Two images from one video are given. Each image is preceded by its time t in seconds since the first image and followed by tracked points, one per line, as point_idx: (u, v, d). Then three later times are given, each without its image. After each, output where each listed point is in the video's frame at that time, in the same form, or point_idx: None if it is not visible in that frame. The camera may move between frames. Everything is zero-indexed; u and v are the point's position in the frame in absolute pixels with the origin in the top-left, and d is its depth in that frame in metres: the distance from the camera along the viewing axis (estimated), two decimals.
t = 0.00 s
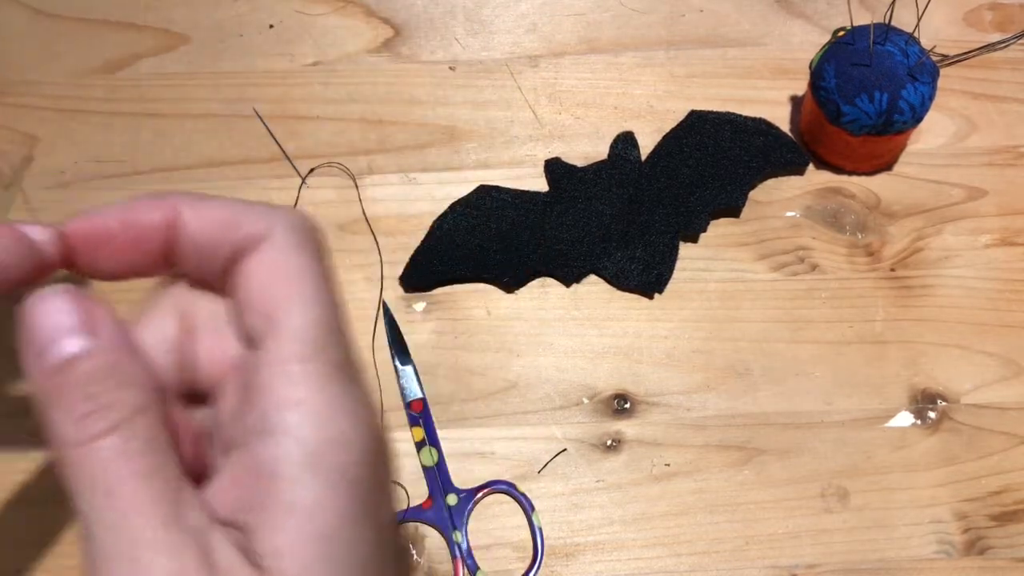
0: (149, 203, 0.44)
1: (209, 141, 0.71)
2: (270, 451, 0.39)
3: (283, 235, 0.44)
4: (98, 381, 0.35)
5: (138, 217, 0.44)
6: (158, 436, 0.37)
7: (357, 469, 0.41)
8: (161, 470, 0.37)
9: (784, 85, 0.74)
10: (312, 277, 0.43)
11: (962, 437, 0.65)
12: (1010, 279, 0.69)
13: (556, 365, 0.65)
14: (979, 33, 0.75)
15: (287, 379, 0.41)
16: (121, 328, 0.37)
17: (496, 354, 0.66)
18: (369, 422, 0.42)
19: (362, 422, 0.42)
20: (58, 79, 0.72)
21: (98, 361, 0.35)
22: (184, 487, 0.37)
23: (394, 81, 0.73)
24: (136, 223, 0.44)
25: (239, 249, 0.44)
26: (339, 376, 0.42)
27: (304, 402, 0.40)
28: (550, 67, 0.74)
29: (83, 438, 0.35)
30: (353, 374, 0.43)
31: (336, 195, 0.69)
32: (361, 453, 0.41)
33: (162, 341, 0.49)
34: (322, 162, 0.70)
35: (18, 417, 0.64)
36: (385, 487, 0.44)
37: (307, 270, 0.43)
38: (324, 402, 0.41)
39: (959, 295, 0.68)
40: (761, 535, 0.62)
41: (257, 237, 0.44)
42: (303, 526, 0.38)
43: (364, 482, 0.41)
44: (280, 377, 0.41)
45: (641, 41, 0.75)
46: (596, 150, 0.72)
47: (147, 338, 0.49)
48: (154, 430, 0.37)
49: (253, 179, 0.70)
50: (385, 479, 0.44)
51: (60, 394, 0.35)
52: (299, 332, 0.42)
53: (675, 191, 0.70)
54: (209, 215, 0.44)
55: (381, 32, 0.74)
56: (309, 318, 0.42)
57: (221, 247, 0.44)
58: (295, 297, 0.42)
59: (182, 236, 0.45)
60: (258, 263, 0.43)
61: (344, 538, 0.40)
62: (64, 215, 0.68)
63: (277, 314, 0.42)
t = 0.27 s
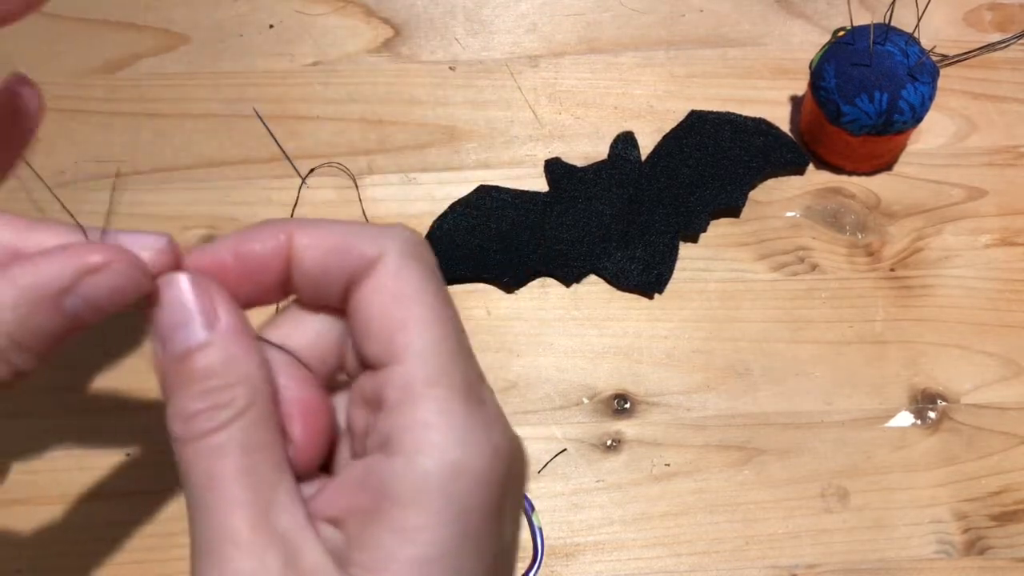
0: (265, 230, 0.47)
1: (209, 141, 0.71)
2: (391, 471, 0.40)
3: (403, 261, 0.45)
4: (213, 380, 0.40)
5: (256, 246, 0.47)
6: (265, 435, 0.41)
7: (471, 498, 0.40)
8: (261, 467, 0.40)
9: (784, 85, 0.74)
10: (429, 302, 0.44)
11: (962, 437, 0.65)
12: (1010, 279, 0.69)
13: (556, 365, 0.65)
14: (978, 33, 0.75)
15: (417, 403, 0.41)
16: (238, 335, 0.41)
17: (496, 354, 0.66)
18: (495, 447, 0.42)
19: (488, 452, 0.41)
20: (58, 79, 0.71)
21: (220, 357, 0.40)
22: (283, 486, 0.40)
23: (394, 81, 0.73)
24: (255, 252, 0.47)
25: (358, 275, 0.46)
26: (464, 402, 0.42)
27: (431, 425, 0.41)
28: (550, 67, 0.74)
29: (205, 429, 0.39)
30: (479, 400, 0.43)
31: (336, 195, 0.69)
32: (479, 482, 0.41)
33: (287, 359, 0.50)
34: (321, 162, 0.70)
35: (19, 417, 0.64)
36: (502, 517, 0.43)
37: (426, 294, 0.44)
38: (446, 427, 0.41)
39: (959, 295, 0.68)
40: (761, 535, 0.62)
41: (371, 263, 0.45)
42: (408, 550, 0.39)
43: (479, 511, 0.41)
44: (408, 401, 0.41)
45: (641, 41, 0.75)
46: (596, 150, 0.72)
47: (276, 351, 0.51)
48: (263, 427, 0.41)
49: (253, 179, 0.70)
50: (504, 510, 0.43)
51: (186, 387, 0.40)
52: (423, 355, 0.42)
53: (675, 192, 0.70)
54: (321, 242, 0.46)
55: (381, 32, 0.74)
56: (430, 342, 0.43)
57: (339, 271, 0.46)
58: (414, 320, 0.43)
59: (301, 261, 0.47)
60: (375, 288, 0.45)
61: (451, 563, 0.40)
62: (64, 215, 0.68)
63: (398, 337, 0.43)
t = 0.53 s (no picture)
0: (284, 242, 0.46)
1: (209, 141, 0.70)
2: (376, 499, 0.40)
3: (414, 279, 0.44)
4: (230, 397, 0.42)
5: (275, 258, 0.46)
6: (275, 451, 0.42)
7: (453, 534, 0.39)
8: (268, 484, 0.42)
9: (784, 85, 0.74)
10: (434, 324, 0.43)
11: (962, 437, 0.65)
12: (1009, 279, 0.69)
13: (556, 365, 0.65)
14: (978, 33, 0.75)
15: (408, 430, 0.40)
16: (261, 351, 0.43)
17: (496, 354, 0.65)
18: (482, 481, 0.40)
19: (474, 488, 0.40)
20: (57, 79, 0.71)
21: (242, 374, 0.42)
22: (286, 504, 0.42)
23: (394, 80, 0.73)
24: (274, 265, 0.46)
25: (372, 291, 0.45)
26: (456, 434, 0.41)
27: (422, 455, 0.40)
28: (551, 67, 0.74)
29: (221, 444, 0.42)
30: (472, 430, 0.42)
31: (336, 195, 0.69)
32: (461, 518, 0.40)
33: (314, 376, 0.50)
34: (321, 162, 0.70)
35: (19, 417, 0.64)
36: (492, 551, 0.42)
37: (433, 316, 0.43)
38: (437, 458, 0.40)
39: (959, 295, 0.68)
40: (761, 535, 0.62)
41: (382, 281, 0.44)
42: None
43: (464, 546, 0.40)
44: (399, 427, 0.41)
45: (641, 41, 0.75)
46: (596, 150, 0.72)
47: (302, 364, 0.51)
48: (274, 442, 0.42)
49: (253, 179, 0.70)
50: (494, 543, 0.42)
51: (208, 401, 0.42)
52: (422, 380, 0.41)
53: (675, 192, 0.70)
54: (337, 256, 0.46)
55: (381, 32, 0.74)
56: (432, 366, 0.41)
57: (355, 284, 0.46)
58: (419, 344, 0.42)
59: (317, 273, 0.46)
60: (383, 306, 0.43)
61: None
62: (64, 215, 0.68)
63: (398, 361, 0.42)
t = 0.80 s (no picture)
0: (282, 248, 0.47)
1: (209, 141, 0.70)
2: (370, 507, 0.39)
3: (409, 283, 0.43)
4: (229, 403, 0.42)
5: (273, 264, 0.46)
6: (272, 456, 0.42)
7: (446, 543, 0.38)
8: (265, 488, 0.41)
9: (784, 85, 0.74)
10: (428, 329, 0.42)
11: (963, 438, 0.64)
12: (1010, 279, 0.69)
13: (556, 365, 0.65)
14: (979, 33, 0.75)
15: (400, 437, 0.39)
16: (259, 355, 0.43)
17: (496, 354, 0.65)
18: (476, 489, 0.39)
19: (467, 496, 0.39)
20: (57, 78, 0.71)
21: (241, 380, 0.42)
22: (284, 508, 0.41)
23: (394, 80, 0.73)
24: (272, 270, 0.47)
25: (367, 295, 0.45)
26: (450, 440, 0.40)
27: (415, 463, 0.39)
28: (550, 67, 0.74)
29: (219, 449, 0.42)
30: (467, 436, 0.40)
31: (336, 195, 0.69)
32: (453, 527, 0.38)
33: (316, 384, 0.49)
34: (321, 162, 0.70)
35: (18, 417, 0.64)
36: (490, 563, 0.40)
37: (428, 320, 0.42)
38: (430, 465, 0.39)
39: (959, 295, 0.68)
40: (761, 535, 0.62)
41: (376, 284, 0.44)
42: None
43: (458, 557, 0.38)
44: (392, 434, 0.40)
45: (641, 41, 0.75)
46: (596, 150, 0.72)
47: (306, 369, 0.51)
48: (272, 447, 0.42)
49: (253, 179, 0.69)
50: (493, 554, 0.41)
51: (209, 407, 0.42)
52: (415, 385, 0.40)
53: (675, 192, 0.70)
54: (334, 261, 0.46)
55: (381, 31, 0.74)
56: (425, 371, 0.41)
57: (352, 289, 0.45)
58: (412, 349, 0.41)
59: (317, 280, 0.46)
60: (378, 310, 0.43)
61: None
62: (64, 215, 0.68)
63: (392, 366, 0.41)
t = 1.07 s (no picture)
0: (285, 266, 0.47)
1: (209, 141, 0.70)
2: (388, 521, 0.38)
3: (417, 289, 0.42)
4: (235, 407, 0.43)
5: (275, 281, 0.47)
6: (278, 460, 0.42)
7: (461, 561, 0.37)
8: (271, 496, 0.42)
9: (784, 85, 0.74)
10: (439, 338, 0.41)
11: (963, 438, 0.64)
12: (1010, 279, 0.69)
13: (556, 365, 0.65)
14: (979, 33, 0.75)
15: (416, 451, 0.39)
16: (267, 360, 0.43)
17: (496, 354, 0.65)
18: (495, 507, 0.38)
19: (485, 514, 0.37)
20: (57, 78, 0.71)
21: (246, 382, 0.43)
22: (290, 517, 0.41)
23: (393, 80, 0.73)
24: (273, 289, 0.47)
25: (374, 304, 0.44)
26: (465, 453, 0.39)
27: (431, 478, 0.38)
28: (551, 66, 0.74)
29: (224, 453, 0.42)
30: (485, 449, 0.39)
31: (335, 195, 0.69)
32: (471, 546, 0.37)
33: (328, 382, 0.51)
34: (321, 162, 0.70)
35: (17, 417, 0.63)
36: None
37: (439, 329, 0.42)
38: (452, 481, 0.38)
39: (959, 295, 0.68)
40: (761, 535, 0.62)
41: (382, 293, 0.43)
42: None
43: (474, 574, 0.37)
44: (408, 447, 0.39)
45: (641, 41, 0.75)
46: (596, 150, 0.72)
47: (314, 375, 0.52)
48: (276, 452, 0.42)
49: (253, 179, 0.69)
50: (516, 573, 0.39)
51: (217, 409, 0.43)
52: (428, 397, 0.40)
53: (675, 192, 0.70)
54: (337, 273, 0.45)
55: (381, 31, 0.74)
56: (437, 382, 0.40)
57: (359, 300, 0.45)
58: (422, 360, 0.41)
59: (319, 292, 0.46)
60: (387, 318, 0.42)
61: None
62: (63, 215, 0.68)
63: (403, 377, 0.41)
